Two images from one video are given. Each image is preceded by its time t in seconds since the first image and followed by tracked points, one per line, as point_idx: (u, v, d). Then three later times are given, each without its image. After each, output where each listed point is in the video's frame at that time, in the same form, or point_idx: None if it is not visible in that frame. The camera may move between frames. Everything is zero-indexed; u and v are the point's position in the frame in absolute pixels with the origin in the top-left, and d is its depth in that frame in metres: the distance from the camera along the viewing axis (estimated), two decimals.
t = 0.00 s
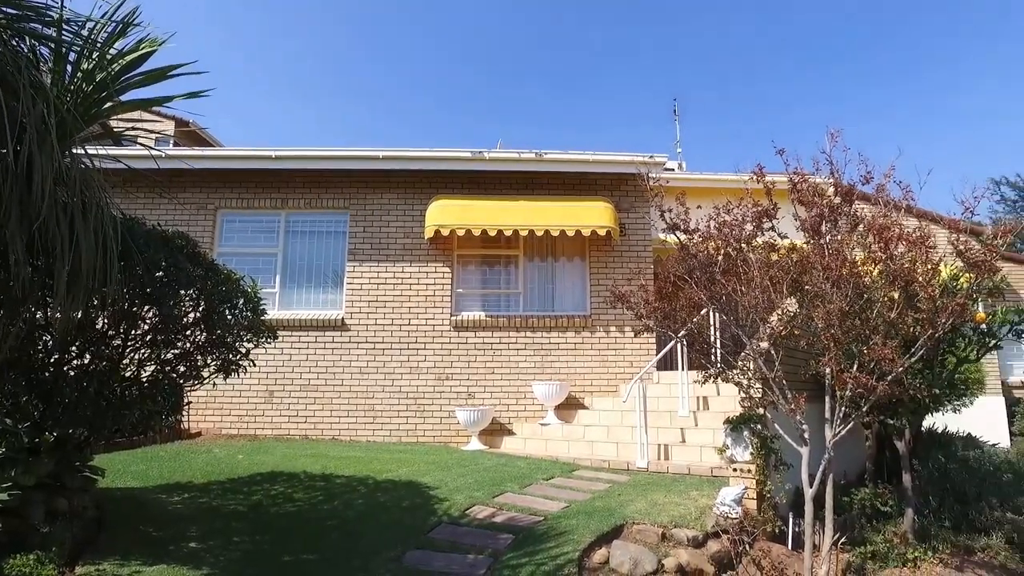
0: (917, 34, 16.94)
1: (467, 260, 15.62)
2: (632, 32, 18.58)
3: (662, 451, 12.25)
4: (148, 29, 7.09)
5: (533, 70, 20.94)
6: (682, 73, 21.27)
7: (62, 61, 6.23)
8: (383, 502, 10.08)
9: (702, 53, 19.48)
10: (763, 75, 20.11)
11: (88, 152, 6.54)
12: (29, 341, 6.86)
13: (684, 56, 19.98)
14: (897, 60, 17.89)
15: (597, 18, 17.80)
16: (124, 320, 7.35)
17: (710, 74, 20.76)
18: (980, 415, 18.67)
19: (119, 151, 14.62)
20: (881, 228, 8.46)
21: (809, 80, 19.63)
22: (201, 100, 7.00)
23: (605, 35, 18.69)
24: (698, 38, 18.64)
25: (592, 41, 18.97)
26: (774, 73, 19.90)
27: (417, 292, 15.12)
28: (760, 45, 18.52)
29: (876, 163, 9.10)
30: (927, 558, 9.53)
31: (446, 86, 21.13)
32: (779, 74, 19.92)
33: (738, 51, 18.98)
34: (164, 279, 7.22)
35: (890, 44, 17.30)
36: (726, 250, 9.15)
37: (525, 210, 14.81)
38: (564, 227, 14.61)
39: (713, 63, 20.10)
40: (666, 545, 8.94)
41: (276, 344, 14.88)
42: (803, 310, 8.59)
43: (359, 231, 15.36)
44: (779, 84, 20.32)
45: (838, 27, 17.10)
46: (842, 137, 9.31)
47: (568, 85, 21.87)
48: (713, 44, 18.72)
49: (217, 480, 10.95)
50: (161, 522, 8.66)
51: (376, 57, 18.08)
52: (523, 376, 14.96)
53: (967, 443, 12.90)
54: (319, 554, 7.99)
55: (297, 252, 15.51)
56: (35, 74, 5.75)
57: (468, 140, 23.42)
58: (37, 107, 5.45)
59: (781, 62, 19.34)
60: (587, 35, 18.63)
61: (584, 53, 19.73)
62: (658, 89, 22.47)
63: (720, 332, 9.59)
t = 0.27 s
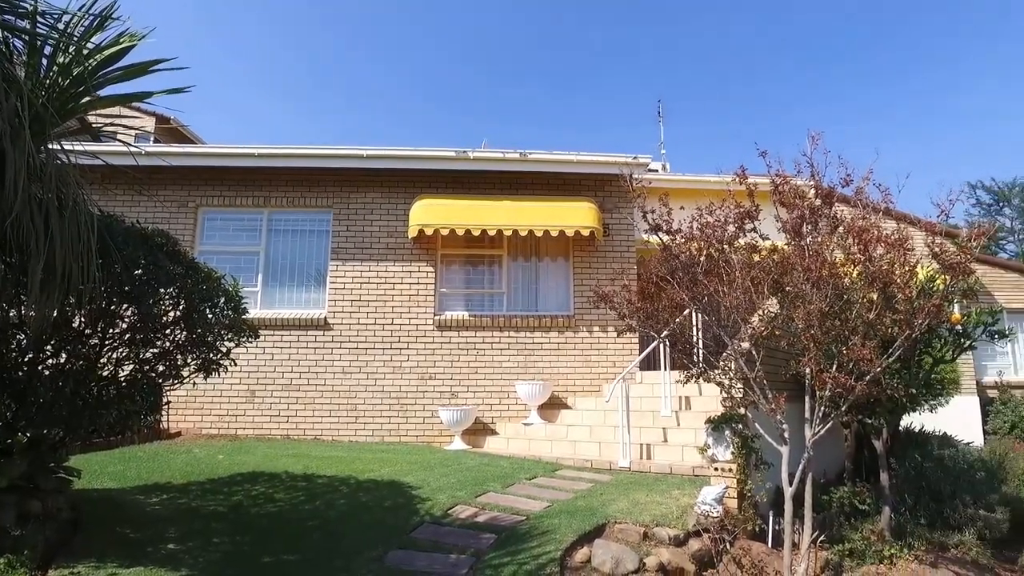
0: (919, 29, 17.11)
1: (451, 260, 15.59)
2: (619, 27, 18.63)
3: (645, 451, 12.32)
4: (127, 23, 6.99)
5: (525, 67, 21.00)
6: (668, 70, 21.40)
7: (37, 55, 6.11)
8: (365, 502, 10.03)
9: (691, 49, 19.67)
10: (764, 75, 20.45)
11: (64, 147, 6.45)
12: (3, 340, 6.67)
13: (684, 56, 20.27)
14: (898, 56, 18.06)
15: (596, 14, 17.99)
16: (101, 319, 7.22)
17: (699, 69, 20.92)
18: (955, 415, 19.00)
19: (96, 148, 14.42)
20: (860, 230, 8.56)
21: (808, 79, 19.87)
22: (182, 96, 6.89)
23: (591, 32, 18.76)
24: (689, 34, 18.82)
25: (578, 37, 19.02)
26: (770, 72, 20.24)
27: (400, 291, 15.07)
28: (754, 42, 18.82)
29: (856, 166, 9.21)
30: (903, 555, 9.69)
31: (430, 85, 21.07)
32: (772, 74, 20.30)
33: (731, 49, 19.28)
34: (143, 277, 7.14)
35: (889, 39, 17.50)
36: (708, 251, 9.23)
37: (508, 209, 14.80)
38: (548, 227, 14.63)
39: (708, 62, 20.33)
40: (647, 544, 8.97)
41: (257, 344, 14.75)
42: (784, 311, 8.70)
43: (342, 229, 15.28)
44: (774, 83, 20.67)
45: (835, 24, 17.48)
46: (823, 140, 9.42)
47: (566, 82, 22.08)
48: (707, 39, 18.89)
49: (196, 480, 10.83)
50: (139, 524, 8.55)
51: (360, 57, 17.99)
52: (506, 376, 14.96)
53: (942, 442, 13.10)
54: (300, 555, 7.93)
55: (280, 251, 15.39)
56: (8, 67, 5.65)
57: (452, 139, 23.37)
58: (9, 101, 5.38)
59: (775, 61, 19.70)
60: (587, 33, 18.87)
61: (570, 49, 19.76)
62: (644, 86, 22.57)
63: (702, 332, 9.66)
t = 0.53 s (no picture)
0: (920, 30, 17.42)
1: (432, 259, 15.51)
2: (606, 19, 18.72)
3: (625, 450, 12.36)
4: (100, 15, 6.87)
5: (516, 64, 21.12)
6: (654, 66, 21.56)
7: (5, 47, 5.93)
8: (344, 503, 9.97)
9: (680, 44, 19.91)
10: (764, 75, 20.85)
11: (32, 142, 6.31)
12: None
13: (685, 56, 20.64)
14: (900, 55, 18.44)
15: (596, 8, 18.16)
16: (73, 317, 7.10)
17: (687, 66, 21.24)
18: (927, 415, 19.30)
19: (70, 143, 14.19)
20: (838, 232, 8.69)
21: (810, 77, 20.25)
22: (156, 91, 6.77)
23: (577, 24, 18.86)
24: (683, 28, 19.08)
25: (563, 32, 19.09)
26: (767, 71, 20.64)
27: (381, 290, 15.00)
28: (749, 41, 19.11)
29: (833, 168, 9.32)
30: (876, 552, 9.82)
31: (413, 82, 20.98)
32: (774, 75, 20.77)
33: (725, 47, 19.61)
34: (116, 274, 7.00)
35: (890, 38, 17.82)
36: (688, 252, 9.28)
37: (489, 209, 14.78)
38: (529, 227, 14.64)
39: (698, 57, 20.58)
40: (626, 542, 9.01)
41: (235, 343, 14.59)
42: (762, 311, 8.79)
43: (322, 227, 15.17)
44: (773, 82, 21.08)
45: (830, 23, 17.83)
46: (802, 143, 9.52)
47: (563, 79, 22.34)
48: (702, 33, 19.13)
49: (172, 482, 10.69)
50: (112, 526, 8.42)
51: (341, 53, 17.85)
52: (487, 375, 14.95)
53: (915, 440, 13.30)
54: (277, 556, 7.86)
55: (259, 249, 15.24)
56: None
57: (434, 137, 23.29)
58: None
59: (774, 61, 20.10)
60: (586, 32, 19.23)
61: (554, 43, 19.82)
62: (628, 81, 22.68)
63: (681, 332, 9.72)
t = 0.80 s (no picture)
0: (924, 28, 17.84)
1: (411, 258, 15.45)
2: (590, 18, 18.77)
3: (603, 450, 12.41)
4: (70, 6, 6.75)
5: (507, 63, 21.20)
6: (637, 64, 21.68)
7: None
8: (321, 503, 9.90)
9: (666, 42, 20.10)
10: (757, 77, 21.22)
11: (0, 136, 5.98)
12: None
13: (680, 58, 20.94)
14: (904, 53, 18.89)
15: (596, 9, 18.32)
16: (42, 315, 6.94)
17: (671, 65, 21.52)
18: (899, 414, 19.60)
19: (41, 137, 13.92)
20: (814, 233, 8.80)
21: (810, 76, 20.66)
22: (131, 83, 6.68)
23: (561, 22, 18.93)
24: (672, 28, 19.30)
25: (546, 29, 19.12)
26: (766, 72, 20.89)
27: (360, 289, 14.92)
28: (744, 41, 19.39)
29: (810, 170, 9.43)
30: (849, 548, 9.96)
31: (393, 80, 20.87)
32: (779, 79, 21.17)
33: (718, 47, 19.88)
34: (89, 272, 6.91)
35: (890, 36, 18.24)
36: (667, 252, 9.35)
37: (469, 208, 14.74)
38: (509, 227, 14.63)
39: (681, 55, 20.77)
40: (605, 541, 9.04)
41: (211, 342, 14.42)
42: (740, 312, 8.87)
43: (301, 226, 15.04)
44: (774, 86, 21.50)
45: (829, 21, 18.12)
46: (779, 145, 9.61)
47: (557, 78, 22.48)
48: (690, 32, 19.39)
49: (145, 483, 10.53)
50: (83, 529, 8.28)
51: (321, 49, 17.70)
52: (466, 375, 14.92)
53: (889, 438, 13.49)
54: (252, 557, 7.78)
55: (236, 247, 15.07)
56: None
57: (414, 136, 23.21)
58: None
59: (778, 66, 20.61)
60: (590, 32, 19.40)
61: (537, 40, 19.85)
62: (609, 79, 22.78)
63: (660, 332, 9.78)
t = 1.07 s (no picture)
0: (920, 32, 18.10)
1: (393, 257, 15.37)
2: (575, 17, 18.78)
3: (584, 449, 12.44)
4: None
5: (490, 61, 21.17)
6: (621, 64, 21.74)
7: None
8: (300, 503, 9.83)
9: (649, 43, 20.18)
10: (741, 79, 21.38)
11: None
12: None
13: (665, 59, 21.04)
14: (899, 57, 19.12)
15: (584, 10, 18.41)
16: (12, 313, 6.67)
17: (653, 66, 21.53)
18: (877, 414, 19.86)
19: (14, 132, 13.66)
20: (793, 234, 8.91)
21: (802, 81, 20.95)
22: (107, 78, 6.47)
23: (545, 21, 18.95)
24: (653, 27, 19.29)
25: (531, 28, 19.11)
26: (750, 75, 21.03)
27: (341, 288, 14.83)
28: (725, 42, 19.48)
29: (789, 171, 9.54)
30: (827, 546, 10.06)
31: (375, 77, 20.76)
32: (758, 81, 21.29)
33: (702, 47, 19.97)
34: (61, 269, 6.67)
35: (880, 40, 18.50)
36: (648, 253, 9.37)
37: (449, 207, 14.68)
38: (491, 226, 14.62)
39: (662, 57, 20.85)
40: (586, 541, 9.07)
41: (189, 341, 14.24)
42: (720, 311, 8.92)
43: (281, 223, 14.90)
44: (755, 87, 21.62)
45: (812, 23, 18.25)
46: (759, 147, 9.68)
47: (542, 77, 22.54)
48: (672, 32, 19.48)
49: (120, 484, 10.38)
50: (56, 531, 8.14)
51: (302, 46, 17.56)
52: (448, 374, 14.88)
53: (866, 438, 13.63)
54: (230, 559, 7.70)
55: (215, 245, 14.91)
56: None
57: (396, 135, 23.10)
58: None
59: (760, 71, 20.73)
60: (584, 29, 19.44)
61: (520, 39, 19.84)
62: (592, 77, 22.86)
63: (642, 332, 9.81)
